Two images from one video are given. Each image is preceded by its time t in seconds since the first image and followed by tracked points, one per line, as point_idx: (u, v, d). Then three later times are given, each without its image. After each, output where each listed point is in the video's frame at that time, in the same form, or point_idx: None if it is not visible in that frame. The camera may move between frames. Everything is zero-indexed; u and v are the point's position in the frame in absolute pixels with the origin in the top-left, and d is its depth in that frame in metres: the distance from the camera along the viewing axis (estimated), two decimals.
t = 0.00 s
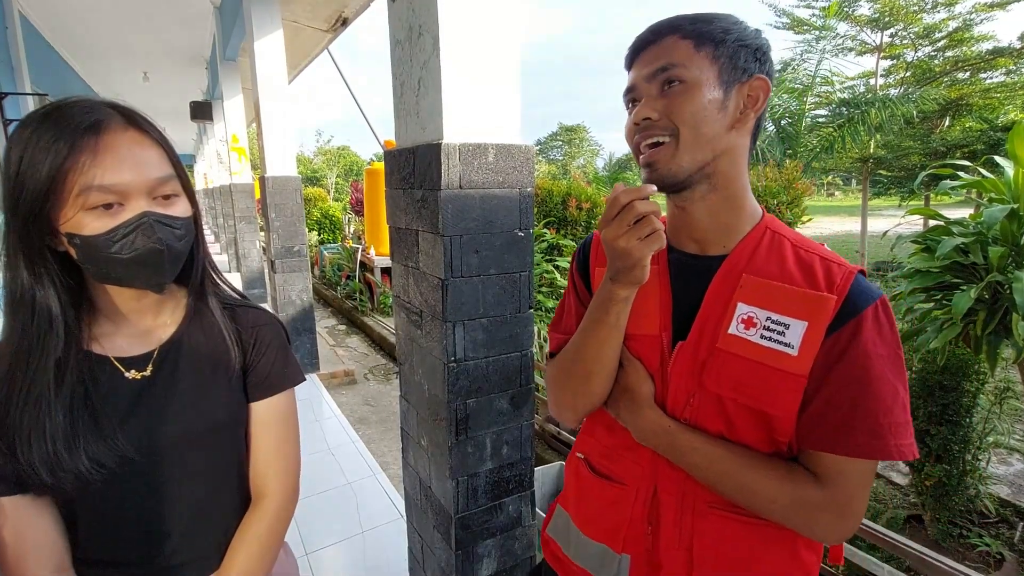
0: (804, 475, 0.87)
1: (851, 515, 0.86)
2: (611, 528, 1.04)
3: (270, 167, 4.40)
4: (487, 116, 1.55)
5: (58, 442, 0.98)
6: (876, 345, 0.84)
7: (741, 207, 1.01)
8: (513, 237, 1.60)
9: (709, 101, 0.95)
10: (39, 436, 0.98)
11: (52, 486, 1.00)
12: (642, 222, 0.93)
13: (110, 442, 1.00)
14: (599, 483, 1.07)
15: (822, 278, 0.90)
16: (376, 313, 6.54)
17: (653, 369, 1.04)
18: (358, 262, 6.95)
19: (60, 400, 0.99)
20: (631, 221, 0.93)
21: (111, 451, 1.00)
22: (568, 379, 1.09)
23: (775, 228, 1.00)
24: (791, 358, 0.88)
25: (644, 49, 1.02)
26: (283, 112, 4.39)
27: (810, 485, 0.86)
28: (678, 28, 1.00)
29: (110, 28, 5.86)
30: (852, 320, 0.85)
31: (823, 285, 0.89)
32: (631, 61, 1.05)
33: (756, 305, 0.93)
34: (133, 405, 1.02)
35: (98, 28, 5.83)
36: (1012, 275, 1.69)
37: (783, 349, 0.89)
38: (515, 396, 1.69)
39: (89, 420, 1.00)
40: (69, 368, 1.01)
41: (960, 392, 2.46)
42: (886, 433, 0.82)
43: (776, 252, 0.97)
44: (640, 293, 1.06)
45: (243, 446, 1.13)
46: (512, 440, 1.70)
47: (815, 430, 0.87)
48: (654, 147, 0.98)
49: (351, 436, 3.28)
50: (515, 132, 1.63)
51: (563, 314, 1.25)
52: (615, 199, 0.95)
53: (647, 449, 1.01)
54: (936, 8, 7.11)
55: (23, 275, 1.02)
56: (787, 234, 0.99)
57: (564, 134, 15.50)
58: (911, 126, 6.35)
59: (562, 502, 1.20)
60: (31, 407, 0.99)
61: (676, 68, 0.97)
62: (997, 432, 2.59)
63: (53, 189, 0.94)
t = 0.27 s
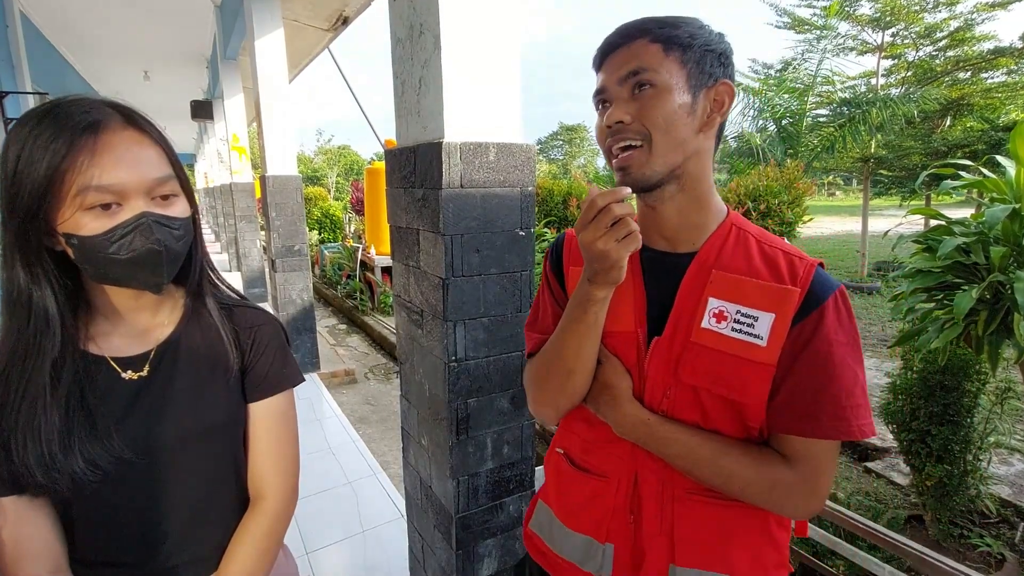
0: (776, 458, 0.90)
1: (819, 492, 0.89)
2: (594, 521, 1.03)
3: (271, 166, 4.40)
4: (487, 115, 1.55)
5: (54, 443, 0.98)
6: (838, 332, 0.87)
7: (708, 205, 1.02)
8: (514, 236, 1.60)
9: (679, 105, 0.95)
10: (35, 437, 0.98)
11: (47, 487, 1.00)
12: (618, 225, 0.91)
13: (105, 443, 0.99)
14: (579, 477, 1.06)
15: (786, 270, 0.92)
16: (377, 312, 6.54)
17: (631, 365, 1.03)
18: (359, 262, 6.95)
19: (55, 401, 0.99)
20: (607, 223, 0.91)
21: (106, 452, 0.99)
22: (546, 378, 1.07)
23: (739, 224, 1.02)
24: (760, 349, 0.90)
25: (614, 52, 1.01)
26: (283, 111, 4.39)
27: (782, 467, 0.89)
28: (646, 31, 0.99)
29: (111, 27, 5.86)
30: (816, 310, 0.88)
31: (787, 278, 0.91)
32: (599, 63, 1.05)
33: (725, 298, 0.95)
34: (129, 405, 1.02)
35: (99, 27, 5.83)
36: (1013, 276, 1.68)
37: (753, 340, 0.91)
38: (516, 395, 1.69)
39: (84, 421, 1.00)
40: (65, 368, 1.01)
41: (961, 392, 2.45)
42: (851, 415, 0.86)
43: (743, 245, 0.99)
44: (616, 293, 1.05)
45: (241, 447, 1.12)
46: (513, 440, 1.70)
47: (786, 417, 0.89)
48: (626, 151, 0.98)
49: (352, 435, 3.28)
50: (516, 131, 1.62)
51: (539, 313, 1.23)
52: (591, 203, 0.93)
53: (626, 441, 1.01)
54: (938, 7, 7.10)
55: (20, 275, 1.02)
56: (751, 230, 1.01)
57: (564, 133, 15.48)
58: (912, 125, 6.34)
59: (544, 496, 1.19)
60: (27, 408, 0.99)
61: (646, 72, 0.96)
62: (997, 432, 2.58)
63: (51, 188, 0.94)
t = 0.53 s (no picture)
0: (743, 449, 0.92)
1: (782, 478, 0.93)
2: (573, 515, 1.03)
3: (272, 165, 4.40)
4: (488, 114, 1.54)
5: (54, 440, 0.98)
6: (798, 329, 0.90)
7: (675, 210, 1.01)
8: (516, 235, 1.60)
9: (646, 116, 0.95)
10: (34, 435, 0.98)
11: (48, 485, 1.00)
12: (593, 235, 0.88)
13: (105, 441, 0.99)
14: (557, 473, 1.06)
15: (749, 271, 0.93)
16: (378, 311, 6.54)
17: (606, 364, 1.03)
18: (360, 260, 6.95)
19: (55, 399, 1.00)
20: (582, 234, 0.87)
21: (109, 449, 1.00)
22: (524, 381, 1.05)
23: (703, 225, 1.03)
24: (726, 348, 0.92)
25: (580, 61, 1.00)
26: (284, 110, 4.38)
27: (747, 457, 0.91)
28: (612, 42, 0.98)
29: (112, 25, 5.86)
30: (777, 309, 0.90)
31: (750, 278, 0.93)
32: (566, 75, 1.03)
33: (693, 300, 0.95)
34: (128, 404, 1.01)
35: (100, 25, 5.83)
36: (1015, 276, 1.68)
37: (720, 340, 0.92)
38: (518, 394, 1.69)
39: (84, 419, 1.00)
40: (66, 366, 1.02)
41: (963, 392, 2.45)
42: (811, 407, 0.88)
43: (708, 245, 0.99)
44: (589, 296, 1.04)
45: (241, 445, 1.11)
46: (515, 438, 1.70)
47: (751, 411, 0.92)
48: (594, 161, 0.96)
49: (353, 434, 3.28)
50: (517, 130, 1.62)
51: (516, 315, 1.19)
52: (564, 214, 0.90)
53: (602, 438, 1.01)
54: (940, 6, 7.07)
55: (19, 272, 1.02)
56: (714, 231, 1.02)
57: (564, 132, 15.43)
58: (913, 125, 6.31)
59: (523, 488, 1.17)
60: (26, 406, 0.99)
61: (613, 83, 0.95)
62: (998, 432, 2.58)
63: (51, 186, 0.93)
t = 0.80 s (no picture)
0: (723, 444, 0.93)
1: (760, 471, 0.94)
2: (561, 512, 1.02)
3: (273, 164, 4.40)
4: (490, 113, 1.54)
5: (63, 436, 0.98)
6: (774, 328, 0.90)
7: (656, 215, 1.01)
8: (517, 234, 1.60)
9: (630, 124, 0.94)
10: (43, 431, 0.98)
11: (56, 481, 0.99)
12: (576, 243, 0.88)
13: (114, 437, 0.99)
14: (545, 471, 1.05)
15: (726, 271, 0.94)
16: (378, 310, 6.53)
17: (590, 363, 1.03)
18: (360, 260, 6.95)
19: (63, 396, 0.99)
20: (566, 241, 0.87)
21: (117, 445, 0.99)
22: (510, 382, 1.05)
23: (681, 225, 1.03)
24: (706, 348, 0.92)
25: (563, 66, 0.99)
26: (285, 109, 4.38)
27: (727, 451, 0.92)
28: (598, 48, 0.97)
29: (113, 24, 5.86)
30: (754, 309, 0.91)
31: (728, 279, 0.93)
32: (550, 79, 1.02)
33: (672, 301, 0.95)
34: (135, 400, 1.01)
35: (101, 24, 5.83)
36: (1017, 276, 1.67)
37: (699, 340, 0.93)
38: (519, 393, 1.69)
39: (92, 416, 1.00)
40: (72, 362, 1.01)
41: (964, 392, 2.45)
42: (788, 404, 0.89)
43: (687, 245, 1.00)
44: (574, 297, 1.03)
45: (245, 437, 1.12)
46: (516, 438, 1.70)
47: (730, 409, 0.92)
48: (578, 167, 0.95)
49: (354, 433, 3.28)
50: (519, 129, 1.62)
51: (498, 315, 1.17)
52: (548, 222, 0.89)
53: (587, 436, 1.00)
54: (941, 6, 7.06)
55: (23, 269, 1.01)
56: (693, 230, 1.02)
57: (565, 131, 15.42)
58: (915, 124, 6.30)
59: (510, 485, 1.16)
60: (32, 402, 0.98)
61: (598, 91, 0.95)
62: (999, 431, 2.58)
63: (55, 184, 0.93)
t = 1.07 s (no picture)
0: (718, 440, 0.93)
1: (756, 465, 0.95)
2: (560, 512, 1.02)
3: (275, 164, 4.40)
4: (492, 113, 1.54)
5: (83, 431, 0.98)
6: (767, 324, 0.91)
7: (648, 214, 1.01)
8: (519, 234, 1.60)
9: (621, 126, 0.94)
10: (63, 426, 0.97)
11: (76, 474, 0.99)
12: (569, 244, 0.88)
13: (133, 429, 1.00)
14: (543, 472, 1.05)
15: (718, 269, 0.94)
16: (380, 309, 6.54)
17: (585, 363, 1.03)
18: (362, 259, 6.96)
19: (81, 391, 0.99)
20: (559, 243, 0.88)
21: (137, 438, 1.00)
22: (506, 383, 1.05)
23: (673, 224, 1.03)
24: (700, 345, 0.92)
25: (553, 68, 0.98)
26: (287, 109, 4.38)
27: (723, 447, 0.93)
28: (587, 49, 0.97)
29: (115, 24, 5.86)
30: (747, 306, 0.91)
31: (720, 277, 0.93)
32: (539, 81, 1.02)
33: (665, 299, 0.95)
34: (151, 394, 1.03)
35: (103, 24, 5.83)
36: (1019, 276, 1.67)
37: (694, 338, 0.93)
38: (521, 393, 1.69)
39: (111, 410, 1.00)
40: (89, 358, 1.01)
41: (966, 392, 2.44)
42: (782, 399, 0.90)
43: (679, 244, 1.00)
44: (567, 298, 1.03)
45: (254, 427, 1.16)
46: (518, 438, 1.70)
47: (725, 404, 0.93)
48: (569, 169, 0.95)
49: (355, 432, 3.29)
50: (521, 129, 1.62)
51: (491, 317, 1.17)
52: (541, 224, 0.89)
53: (585, 436, 1.00)
54: (944, 5, 7.03)
55: (36, 266, 1.00)
56: (685, 229, 1.02)
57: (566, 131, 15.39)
58: (917, 124, 6.27)
59: (506, 486, 1.16)
60: (50, 398, 0.97)
61: (589, 93, 0.95)
62: (1001, 431, 2.57)
63: (67, 183, 0.94)
